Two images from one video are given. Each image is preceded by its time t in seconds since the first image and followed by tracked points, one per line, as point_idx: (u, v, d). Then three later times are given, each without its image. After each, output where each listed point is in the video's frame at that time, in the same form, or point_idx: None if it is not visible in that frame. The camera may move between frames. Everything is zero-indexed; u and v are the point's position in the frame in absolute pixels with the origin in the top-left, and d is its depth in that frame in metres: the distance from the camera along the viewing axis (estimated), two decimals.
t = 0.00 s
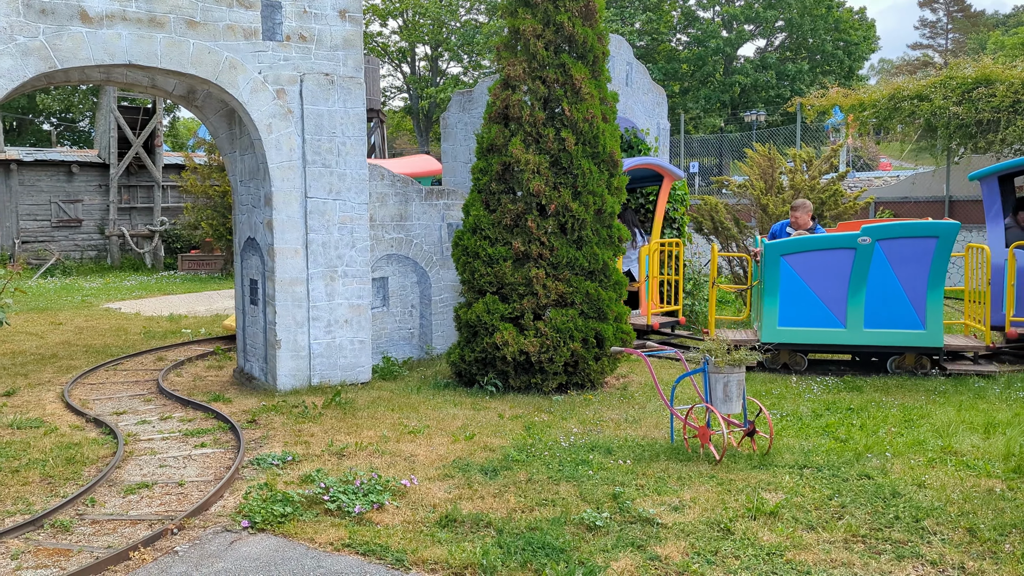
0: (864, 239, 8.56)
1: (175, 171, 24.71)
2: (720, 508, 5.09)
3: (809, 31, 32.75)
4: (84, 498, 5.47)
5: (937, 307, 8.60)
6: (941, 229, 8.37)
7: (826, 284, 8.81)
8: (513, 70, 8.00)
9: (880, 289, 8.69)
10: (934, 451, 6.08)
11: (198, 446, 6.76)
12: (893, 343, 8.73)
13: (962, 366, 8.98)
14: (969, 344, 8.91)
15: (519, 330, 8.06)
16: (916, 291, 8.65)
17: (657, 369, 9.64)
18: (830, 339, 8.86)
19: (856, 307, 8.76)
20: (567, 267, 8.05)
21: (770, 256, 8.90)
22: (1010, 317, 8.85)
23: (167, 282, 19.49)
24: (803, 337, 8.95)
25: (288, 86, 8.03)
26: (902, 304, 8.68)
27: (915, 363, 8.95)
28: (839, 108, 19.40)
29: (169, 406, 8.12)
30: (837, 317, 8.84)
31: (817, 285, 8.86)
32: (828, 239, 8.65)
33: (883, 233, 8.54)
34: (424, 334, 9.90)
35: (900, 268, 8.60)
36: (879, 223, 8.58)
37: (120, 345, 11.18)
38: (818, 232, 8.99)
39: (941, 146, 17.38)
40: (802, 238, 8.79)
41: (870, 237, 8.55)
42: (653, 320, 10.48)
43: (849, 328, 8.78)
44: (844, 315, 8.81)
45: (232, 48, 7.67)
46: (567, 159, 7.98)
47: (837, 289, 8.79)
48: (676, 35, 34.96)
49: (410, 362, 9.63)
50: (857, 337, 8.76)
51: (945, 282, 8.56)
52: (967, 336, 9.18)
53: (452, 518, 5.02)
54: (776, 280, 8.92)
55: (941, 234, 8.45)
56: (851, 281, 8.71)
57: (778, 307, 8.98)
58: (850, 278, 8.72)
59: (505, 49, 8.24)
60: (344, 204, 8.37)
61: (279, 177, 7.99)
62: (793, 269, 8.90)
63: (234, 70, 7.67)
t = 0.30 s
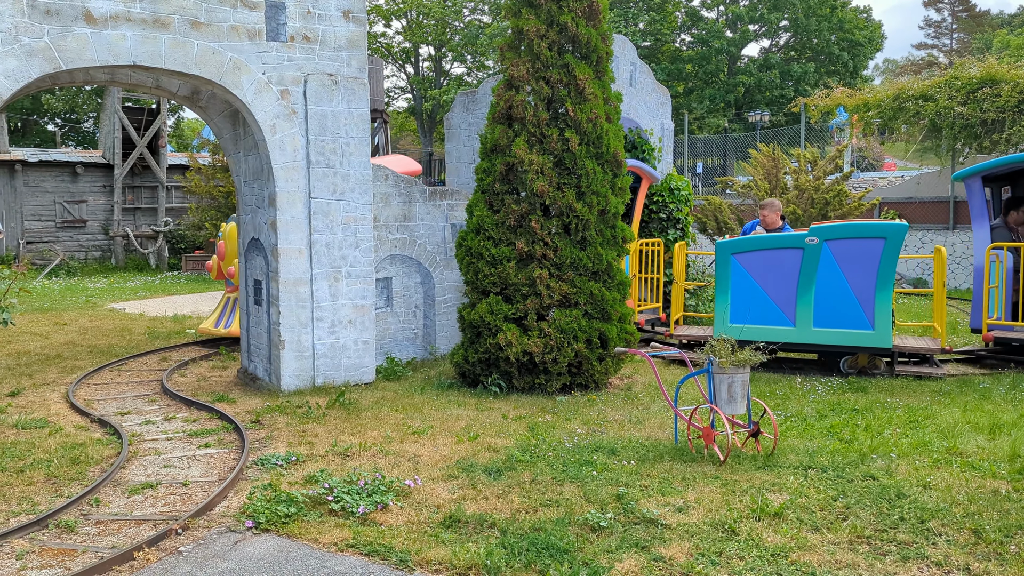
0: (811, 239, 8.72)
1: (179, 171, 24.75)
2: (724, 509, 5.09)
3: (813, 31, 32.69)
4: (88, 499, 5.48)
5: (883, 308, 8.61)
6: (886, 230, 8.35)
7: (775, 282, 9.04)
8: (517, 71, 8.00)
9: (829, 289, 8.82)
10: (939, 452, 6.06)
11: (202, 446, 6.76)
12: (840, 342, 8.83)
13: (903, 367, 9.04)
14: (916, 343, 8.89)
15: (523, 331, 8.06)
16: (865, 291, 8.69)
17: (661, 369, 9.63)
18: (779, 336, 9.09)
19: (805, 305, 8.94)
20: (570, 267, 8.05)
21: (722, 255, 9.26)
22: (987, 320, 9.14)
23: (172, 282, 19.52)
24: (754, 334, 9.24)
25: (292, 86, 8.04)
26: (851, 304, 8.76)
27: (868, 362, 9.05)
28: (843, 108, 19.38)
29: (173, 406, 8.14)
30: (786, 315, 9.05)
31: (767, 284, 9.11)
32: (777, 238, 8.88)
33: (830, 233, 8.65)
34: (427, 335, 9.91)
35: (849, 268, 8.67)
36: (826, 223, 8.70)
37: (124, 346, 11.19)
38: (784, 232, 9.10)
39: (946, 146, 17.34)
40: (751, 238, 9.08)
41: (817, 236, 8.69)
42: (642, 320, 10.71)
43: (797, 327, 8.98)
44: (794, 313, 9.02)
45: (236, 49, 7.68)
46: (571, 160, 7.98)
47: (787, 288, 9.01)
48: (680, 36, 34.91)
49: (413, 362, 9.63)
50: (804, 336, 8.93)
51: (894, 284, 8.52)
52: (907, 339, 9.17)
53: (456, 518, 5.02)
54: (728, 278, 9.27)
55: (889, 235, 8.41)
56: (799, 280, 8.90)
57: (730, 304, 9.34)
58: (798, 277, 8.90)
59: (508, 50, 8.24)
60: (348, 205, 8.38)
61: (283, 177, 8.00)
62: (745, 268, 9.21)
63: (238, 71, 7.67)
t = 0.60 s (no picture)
0: (762, 239, 9.09)
1: (182, 172, 24.78)
2: (727, 510, 5.08)
3: (816, 31, 32.66)
4: (91, 499, 5.49)
5: (831, 307, 8.82)
6: (831, 230, 8.64)
7: (730, 280, 9.45)
8: (520, 71, 8.00)
9: (779, 287, 9.13)
10: (942, 452, 6.05)
11: (205, 446, 6.77)
12: (789, 340, 9.11)
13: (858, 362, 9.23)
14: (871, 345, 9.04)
15: (525, 331, 8.06)
16: (813, 291, 8.93)
17: (663, 369, 9.63)
18: (732, 332, 9.49)
19: (756, 303, 9.29)
20: (573, 267, 8.03)
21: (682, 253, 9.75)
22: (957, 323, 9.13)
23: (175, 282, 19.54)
24: (710, 329, 9.68)
25: (294, 87, 8.04)
26: (800, 302, 9.03)
27: (821, 360, 9.21)
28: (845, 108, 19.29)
29: (176, 407, 8.14)
30: (739, 312, 9.44)
31: (723, 282, 9.53)
32: (730, 237, 9.30)
33: (779, 233, 8.99)
34: (430, 335, 9.91)
35: (798, 268, 8.96)
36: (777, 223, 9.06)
37: (127, 346, 11.20)
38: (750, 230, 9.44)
39: (949, 146, 17.31)
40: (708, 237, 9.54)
41: (767, 236, 9.04)
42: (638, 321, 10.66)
43: (749, 324, 9.34)
44: (746, 310, 9.39)
45: (239, 49, 7.69)
46: (573, 160, 7.98)
47: (740, 285, 9.39)
48: (683, 35, 34.89)
49: (416, 362, 9.62)
50: (754, 333, 9.28)
51: (840, 284, 8.73)
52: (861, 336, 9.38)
53: (458, 519, 5.01)
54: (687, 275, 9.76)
55: (835, 235, 8.68)
56: (751, 278, 9.26)
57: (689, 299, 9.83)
58: (750, 276, 9.27)
59: (510, 50, 8.23)
60: (350, 205, 8.38)
61: (285, 177, 8.00)
62: (703, 266, 9.66)
63: (240, 71, 7.68)
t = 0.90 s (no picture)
0: (720, 238, 9.30)
1: (187, 172, 24.83)
2: (731, 511, 5.06)
3: (822, 31, 32.59)
4: (96, 498, 5.50)
5: (785, 305, 8.99)
6: (784, 230, 8.82)
7: (691, 279, 9.69)
8: (525, 71, 7.99)
9: (736, 286, 9.35)
10: (947, 453, 6.03)
11: (209, 446, 6.78)
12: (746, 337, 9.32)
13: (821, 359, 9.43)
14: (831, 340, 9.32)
15: (530, 331, 8.06)
16: (769, 290, 9.11)
17: (668, 370, 9.61)
18: (693, 329, 9.75)
19: (715, 301, 9.53)
20: (577, 267, 8.02)
21: (645, 252, 10.01)
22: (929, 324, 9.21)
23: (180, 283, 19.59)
24: (673, 326, 9.96)
25: (299, 87, 8.05)
26: (756, 300, 9.23)
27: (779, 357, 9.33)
28: (851, 108, 19.26)
29: (181, 407, 8.16)
30: (700, 310, 9.69)
31: (684, 280, 9.78)
32: (689, 236, 9.52)
33: (735, 232, 9.20)
34: (434, 335, 9.91)
35: (753, 266, 9.17)
36: (734, 222, 9.27)
37: (132, 347, 11.23)
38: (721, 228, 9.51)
39: (955, 146, 17.24)
40: (669, 236, 9.78)
41: (723, 236, 9.26)
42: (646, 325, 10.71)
43: (708, 321, 9.59)
44: (706, 308, 9.64)
45: (244, 49, 7.71)
46: (578, 160, 7.97)
47: (700, 284, 9.62)
48: (688, 36, 34.84)
49: (421, 363, 9.62)
50: (713, 330, 9.53)
51: (793, 283, 8.90)
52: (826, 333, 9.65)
53: (462, 519, 5.01)
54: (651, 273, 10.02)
55: (788, 235, 8.85)
56: (710, 276, 9.50)
57: (654, 297, 10.10)
58: (709, 274, 9.50)
59: (516, 50, 8.23)
60: (355, 206, 8.39)
61: (290, 178, 8.01)
62: (665, 264, 9.91)
63: (245, 72, 7.69)
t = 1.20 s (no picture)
0: (687, 237, 9.78)
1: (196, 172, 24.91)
2: (739, 512, 5.05)
3: (830, 30, 32.50)
4: (104, 498, 5.52)
5: (745, 302, 9.34)
6: (741, 229, 9.17)
7: (665, 276, 10.21)
8: (532, 71, 7.99)
9: (704, 284, 9.78)
10: (957, 454, 6.00)
11: (217, 446, 6.80)
12: (712, 333, 9.74)
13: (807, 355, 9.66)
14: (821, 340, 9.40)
15: (537, 331, 8.05)
16: (731, 288, 9.49)
17: (676, 370, 9.59)
18: (667, 325, 10.26)
19: (685, 298, 10.00)
20: (584, 267, 8.01)
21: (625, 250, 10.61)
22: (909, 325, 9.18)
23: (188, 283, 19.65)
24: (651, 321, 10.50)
25: (306, 88, 8.07)
26: (721, 298, 9.64)
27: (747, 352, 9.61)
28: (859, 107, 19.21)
29: (189, 406, 8.19)
30: (673, 306, 10.18)
31: (660, 277, 10.30)
32: (661, 235, 10.05)
33: (700, 231, 9.63)
34: (441, 335, 9.91)
35: (717, 264, 9.57)
36: (699, 222, 9.71)
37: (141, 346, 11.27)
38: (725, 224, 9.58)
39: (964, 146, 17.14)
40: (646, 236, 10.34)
41: (690, 235, 9.72)
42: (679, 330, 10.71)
43: (679, 317, 10.08)
44: (677, 305, 10.13)
45: (251, 50, 7.72)
46: (585, 160, 7.96)
47: (673, 281, 10.13)
48: (695, 35, 34.78)
49: (428, 363, 9.63)
50: (683, 325, 10.01)
51: (752, 281, 9.24)
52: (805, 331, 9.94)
53: (469, 519, 5.01)
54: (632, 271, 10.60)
55: (745, 234, 9.20)
56: (680, 274, 10.00)
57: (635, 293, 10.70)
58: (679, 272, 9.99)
59: (523, 49, 8.23)
60: (362, 206, 8.40)
61: (297, 178, 8.03)
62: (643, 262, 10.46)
63: (252, 72, 7.71)
